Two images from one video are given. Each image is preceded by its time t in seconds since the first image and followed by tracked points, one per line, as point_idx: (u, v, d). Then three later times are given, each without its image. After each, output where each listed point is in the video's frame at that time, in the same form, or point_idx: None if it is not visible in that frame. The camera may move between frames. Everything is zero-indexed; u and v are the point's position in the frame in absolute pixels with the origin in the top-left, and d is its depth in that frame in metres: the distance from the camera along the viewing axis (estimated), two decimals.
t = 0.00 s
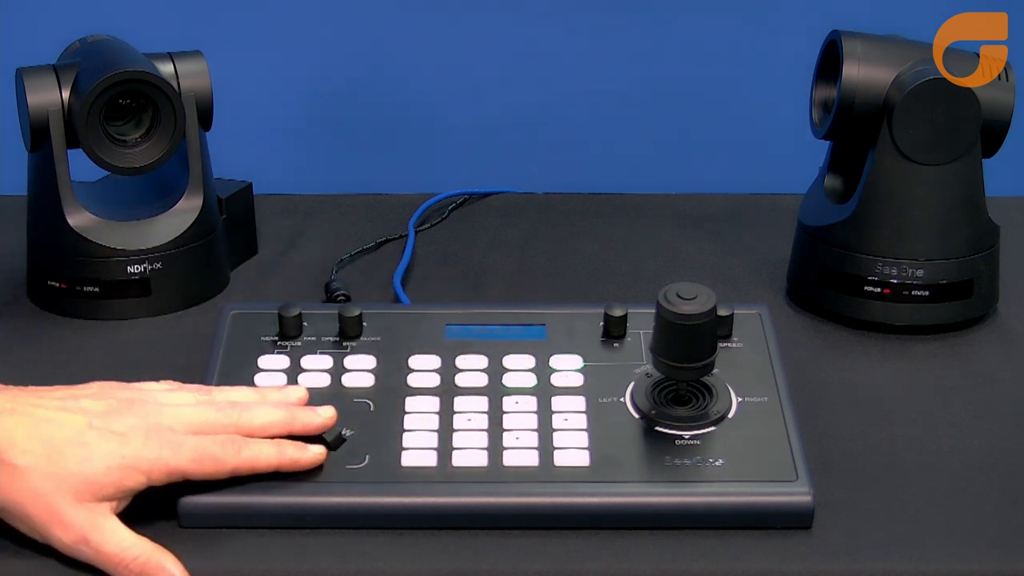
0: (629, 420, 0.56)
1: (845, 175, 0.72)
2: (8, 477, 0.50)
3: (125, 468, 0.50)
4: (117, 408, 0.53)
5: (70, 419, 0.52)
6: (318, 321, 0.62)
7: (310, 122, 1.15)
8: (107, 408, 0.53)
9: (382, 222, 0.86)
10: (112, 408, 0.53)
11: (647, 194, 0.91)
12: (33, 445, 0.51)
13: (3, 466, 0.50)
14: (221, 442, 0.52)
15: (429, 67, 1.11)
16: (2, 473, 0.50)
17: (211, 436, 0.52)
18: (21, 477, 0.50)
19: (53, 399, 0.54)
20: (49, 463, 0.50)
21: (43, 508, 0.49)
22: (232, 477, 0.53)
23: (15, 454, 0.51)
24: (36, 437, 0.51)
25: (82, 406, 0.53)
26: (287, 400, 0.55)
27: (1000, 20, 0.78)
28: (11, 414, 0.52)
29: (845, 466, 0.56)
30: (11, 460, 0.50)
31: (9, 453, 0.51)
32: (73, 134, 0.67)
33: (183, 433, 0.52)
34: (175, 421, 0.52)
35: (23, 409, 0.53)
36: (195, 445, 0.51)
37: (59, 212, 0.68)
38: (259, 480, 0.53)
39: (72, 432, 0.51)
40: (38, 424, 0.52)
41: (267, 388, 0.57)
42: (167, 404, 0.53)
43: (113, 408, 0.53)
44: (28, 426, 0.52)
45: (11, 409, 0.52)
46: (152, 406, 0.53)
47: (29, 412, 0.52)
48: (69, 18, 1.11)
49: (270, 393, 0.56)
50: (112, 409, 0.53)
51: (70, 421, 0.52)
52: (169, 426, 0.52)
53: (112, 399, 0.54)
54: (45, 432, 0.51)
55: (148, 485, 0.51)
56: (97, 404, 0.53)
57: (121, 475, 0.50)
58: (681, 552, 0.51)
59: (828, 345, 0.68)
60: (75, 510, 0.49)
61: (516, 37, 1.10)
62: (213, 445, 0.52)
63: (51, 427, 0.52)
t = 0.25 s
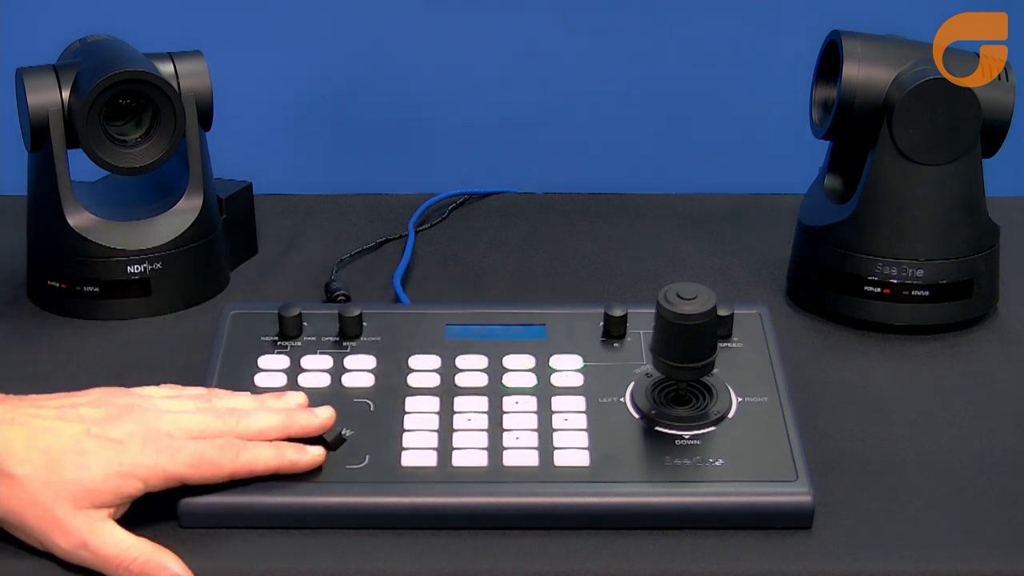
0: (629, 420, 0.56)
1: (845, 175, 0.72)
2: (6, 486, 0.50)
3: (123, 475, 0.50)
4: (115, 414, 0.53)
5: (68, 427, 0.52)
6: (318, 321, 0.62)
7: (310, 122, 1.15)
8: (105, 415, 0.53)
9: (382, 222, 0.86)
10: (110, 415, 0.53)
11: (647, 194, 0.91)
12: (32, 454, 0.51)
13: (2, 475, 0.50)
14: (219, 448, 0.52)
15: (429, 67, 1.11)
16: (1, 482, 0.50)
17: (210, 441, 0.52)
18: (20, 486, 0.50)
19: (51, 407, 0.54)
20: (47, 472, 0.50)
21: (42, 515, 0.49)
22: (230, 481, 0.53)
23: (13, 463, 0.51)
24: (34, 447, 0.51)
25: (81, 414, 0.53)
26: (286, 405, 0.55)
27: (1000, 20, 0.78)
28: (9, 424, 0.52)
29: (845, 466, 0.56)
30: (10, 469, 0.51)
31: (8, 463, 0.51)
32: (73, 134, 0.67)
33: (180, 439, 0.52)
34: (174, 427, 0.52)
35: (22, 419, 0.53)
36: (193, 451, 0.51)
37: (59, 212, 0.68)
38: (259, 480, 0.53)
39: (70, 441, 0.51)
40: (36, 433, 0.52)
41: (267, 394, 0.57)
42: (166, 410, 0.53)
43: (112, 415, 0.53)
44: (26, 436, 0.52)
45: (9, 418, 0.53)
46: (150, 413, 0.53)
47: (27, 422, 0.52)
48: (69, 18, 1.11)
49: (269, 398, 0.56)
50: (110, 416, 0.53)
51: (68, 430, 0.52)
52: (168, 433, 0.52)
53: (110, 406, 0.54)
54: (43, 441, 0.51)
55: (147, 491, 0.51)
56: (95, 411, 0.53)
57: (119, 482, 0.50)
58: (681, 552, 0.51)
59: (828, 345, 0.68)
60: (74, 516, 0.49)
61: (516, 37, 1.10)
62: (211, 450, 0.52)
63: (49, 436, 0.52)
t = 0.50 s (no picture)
0: (629, 420, 0.56)
1: (845, 175, 0.72)
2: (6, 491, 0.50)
3: (120, 478, 0.50)
4: (113, 416, 0.53)
5: (65, 430, 0.52)
6: (318, 321, 0.62)
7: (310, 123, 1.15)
8: (103, 417, 0.53)
9: (382, 222, 0.86)
10: (108, 417, 0.53)
11: (647, 194, 0.91)
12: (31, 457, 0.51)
13: (1, 480, 0.51)
14: (217, 451, 0.52)
15: (429, 67, 1.11)
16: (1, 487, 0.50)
17: (207, 444, 0.52)
18: (20, 491, 0.50)
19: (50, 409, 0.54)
20: (46, 476, 0.50)
21: (42, 520, 0.49)
22: (228, 485, 0.52)
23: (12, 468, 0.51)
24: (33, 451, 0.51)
25: (79, 416, 0.53)
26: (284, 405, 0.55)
27: (1000, 20, 0.78)
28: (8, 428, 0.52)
29: (845, 466, 0.56)
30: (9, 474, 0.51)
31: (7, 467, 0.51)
32: (73, 134, 0.67)
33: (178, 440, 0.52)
34: (171, 429, 0.52)
35: (20, 422, 0.53)
36: (190, 453, 0.51)
37: (59, 212, 0.68)
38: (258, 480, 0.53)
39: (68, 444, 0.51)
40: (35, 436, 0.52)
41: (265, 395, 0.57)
42: (163, 411, 0.53)
43: (109, 416, 0.53)
44: (25, 439, 0.52)
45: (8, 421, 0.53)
46: (148, 414, 0.53)
47: (26, 425, 0.52)
48: (69, 18, 1.11)
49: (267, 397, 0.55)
50: (108, 417, 0.53)
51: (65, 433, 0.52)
52: (165, 435, 0.52)
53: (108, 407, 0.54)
54: (42, 445, 0.51)
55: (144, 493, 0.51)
56: (93, 412, 0.53)
57: (116, 486, 0.50)
58: (681, 552, 0.51)
59: (828, 345, 0.68)
60: (73, 519, 0.49)
61: (515, 37, 1.10)
62: (209, 454, 0.51)
63: (47, 439, 0.52)
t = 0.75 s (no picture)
0: (629, 420, 0.56)
1: (845, 175, 0.72)
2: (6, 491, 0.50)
3: (118, 476, 0.50)
4: (111, 414, 0.53)
5: (64, 429, 0.52)
6: (318, 321, 0.62)
7: (310, 123, 1.15)
8: (102, 415, 0.53)
9: (382, 222, 0.86)
10: (107, 414, 0.53)
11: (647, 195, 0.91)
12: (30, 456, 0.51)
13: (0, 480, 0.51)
14: (215, 449, 0.51)
15: (429, 67, 1.11)
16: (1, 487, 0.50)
17: (205, 442, 0.52)
18: (19, 490, 0.50)
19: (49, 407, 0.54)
20: (45, 474, 0.50)
21: (42, 518, 0.49)
22: (226, 484, 0.52)
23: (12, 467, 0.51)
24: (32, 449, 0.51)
25: (78, 414, 0.53)
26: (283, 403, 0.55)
27: (1000, 20, 0.78)
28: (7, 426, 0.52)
29: (845, 466, 0.56)
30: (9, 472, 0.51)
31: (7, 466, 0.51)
32: (73, 134, 0.67)
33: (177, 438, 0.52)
34: (169, 427, 0.52)
35: (20, 421, 0.53)
36: (188, 452, 0.51)
37: (59, 212, 0.68)
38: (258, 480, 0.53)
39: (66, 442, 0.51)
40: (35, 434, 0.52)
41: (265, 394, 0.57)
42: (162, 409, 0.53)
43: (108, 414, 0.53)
44: (24, 438, 0.52)
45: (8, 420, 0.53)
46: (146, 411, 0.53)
47: (25, 424, 0.52)
48: (69, 18, 1.11)
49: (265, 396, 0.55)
50: (106, 415, 0.53)
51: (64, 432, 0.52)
52: (163, 433, 0.52)
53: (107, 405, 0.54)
54: (41, 443, 0.51)
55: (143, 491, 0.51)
56: (92, 410, 0.53)
57: (114, 484, 0.50)
58: (681, 552, 0.51)
59: (828, 345, 0.68)
60: (72, 518, 0.49)
61: (515, 37, 1.10)
62: (207, 452, 0.51)
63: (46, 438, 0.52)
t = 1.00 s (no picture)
0: (629, 420, 0.56)
1: (845, 175, 0.72)
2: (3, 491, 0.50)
3: (118, 478, 0.50)
4: (107, 421, 0.53)
5: (61, 434, 0.52)
6: (318, 321, 0.62)
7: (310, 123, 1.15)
8: (98, 422, 0.52)
9: (382, 222, 0.86)
10: (102, 420, 0.53)
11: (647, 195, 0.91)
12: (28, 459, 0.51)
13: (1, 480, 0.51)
14: (217, 452, 0.51)
15: (429, 67, 1.11)
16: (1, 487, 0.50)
17: (207, 444, 0.52)
18: (19, 491, 0.50)
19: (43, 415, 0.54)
20: (45, 476, 0.50)
21: (42, 519, 0.49)
22: (227, 486, 0.52)
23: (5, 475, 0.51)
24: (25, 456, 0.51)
25: (80, 417, 0.53)
26: (286, 405, 0.55)
27: (1000, 20, 0.78)
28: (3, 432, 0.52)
29: (845, 466, 0.56)
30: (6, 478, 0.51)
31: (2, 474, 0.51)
32: (73, 134, 0.67)
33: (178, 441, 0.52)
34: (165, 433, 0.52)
35: (22, 422, 0.53)
36: (190, 455, 0.51)
37: (59, 212, 0.68)
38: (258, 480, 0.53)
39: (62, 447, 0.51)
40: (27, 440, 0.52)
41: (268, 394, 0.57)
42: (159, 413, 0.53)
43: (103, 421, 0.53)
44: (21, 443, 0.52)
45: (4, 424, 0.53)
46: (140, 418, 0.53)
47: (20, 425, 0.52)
48: (69, 18, 1.11)
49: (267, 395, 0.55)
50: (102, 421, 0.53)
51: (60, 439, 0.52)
52: (165, 435, 0.51)
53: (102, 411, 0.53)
54: (43, 445, 0.51)
55: (144, 495, 0.51)
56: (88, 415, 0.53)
57: (115, 486, 0.50)
58: (681, 552, 0.51)
59: (828, 345, 0.68)
60: (72, 520, 0.49)
61: (515, 37, 1.10)
62: (208, 454, 0.51)
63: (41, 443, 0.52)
